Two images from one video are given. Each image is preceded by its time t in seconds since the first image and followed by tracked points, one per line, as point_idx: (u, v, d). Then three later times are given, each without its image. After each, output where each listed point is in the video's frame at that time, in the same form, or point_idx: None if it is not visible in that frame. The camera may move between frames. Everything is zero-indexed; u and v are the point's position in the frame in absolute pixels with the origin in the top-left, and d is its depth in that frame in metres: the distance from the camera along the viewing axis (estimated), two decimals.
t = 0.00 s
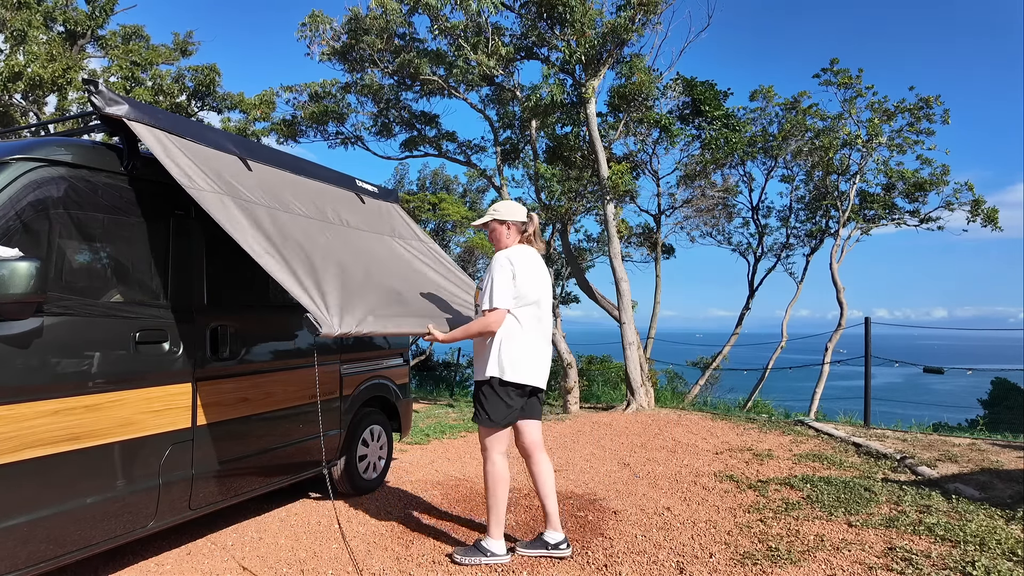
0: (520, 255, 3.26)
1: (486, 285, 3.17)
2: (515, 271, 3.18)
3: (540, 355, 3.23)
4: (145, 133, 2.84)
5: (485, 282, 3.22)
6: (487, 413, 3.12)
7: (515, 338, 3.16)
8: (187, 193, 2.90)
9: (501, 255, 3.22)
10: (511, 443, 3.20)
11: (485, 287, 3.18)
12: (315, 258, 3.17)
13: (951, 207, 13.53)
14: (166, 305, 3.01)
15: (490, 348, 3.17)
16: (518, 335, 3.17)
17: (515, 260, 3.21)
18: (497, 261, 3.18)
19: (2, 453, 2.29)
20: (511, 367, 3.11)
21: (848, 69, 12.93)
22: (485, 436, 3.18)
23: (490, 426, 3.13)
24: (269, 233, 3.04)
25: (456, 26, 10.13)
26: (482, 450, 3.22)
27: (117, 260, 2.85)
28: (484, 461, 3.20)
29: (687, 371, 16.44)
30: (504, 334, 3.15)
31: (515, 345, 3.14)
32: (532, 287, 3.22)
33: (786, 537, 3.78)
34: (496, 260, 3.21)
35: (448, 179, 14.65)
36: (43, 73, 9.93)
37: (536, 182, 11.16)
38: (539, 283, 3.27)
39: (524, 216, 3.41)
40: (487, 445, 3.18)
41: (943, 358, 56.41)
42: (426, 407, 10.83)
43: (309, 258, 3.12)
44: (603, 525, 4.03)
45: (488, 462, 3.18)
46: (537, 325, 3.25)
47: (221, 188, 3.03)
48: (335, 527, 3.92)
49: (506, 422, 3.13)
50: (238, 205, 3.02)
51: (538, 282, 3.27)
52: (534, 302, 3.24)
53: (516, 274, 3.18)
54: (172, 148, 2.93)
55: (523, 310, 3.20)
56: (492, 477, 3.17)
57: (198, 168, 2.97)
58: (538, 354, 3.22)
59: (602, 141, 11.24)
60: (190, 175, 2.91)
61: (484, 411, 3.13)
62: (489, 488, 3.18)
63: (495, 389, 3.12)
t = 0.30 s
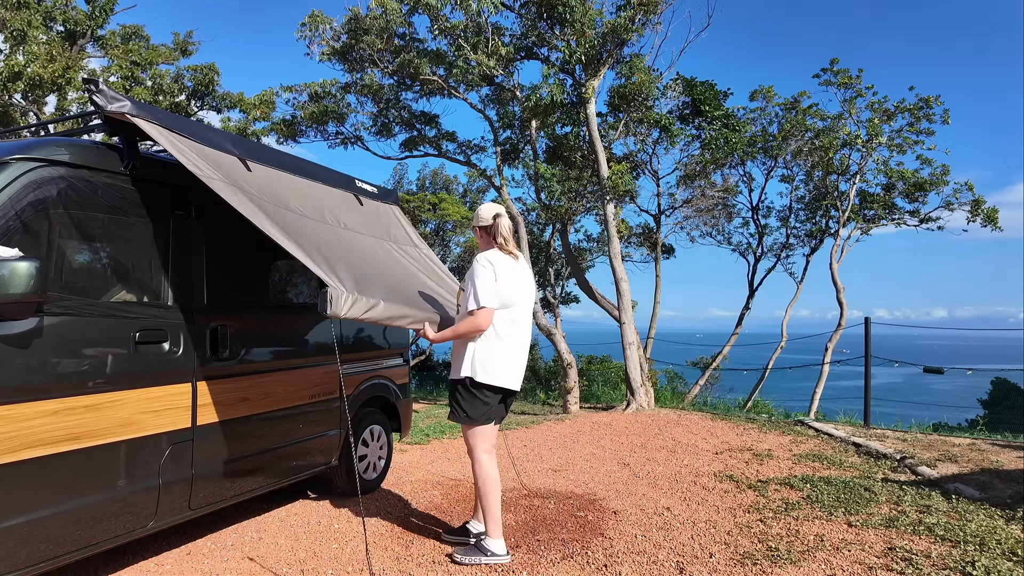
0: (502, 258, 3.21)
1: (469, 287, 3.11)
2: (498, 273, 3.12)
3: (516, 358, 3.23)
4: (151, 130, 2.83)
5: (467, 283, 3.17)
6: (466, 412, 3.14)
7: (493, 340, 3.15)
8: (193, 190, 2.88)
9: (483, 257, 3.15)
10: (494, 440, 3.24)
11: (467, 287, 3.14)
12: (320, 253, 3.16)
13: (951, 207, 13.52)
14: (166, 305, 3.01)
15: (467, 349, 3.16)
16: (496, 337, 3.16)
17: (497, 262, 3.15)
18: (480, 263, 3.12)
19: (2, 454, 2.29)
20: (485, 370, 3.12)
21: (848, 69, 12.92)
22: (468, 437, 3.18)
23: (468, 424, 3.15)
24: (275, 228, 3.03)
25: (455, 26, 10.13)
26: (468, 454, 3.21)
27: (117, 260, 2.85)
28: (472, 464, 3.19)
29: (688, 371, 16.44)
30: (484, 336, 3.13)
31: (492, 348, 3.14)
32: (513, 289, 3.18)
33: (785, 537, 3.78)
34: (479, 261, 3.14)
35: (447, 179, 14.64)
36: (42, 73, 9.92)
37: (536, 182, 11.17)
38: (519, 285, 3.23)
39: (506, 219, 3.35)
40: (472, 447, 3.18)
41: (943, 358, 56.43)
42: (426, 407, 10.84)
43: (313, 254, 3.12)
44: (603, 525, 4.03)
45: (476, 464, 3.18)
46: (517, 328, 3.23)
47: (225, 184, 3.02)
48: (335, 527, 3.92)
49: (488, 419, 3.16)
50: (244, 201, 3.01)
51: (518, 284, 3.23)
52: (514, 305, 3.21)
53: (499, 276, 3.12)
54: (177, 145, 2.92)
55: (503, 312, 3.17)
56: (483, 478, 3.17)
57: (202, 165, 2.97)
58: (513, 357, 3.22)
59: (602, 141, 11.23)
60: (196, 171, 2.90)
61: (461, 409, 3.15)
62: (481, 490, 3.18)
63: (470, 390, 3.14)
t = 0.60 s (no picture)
0: (502, 253, 3.24)
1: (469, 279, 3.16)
2: (497, 266, 3.16)
3: (513, 354, 3.22)
4: (139, 135, 2.84)
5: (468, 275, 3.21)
6: (466, 412, 3.13)
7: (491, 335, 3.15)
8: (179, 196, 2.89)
9: (483, 251, 3.20)
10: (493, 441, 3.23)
11: (468, 279, 3.18)
12: (310, 256, 3.15)
13: (951, 207, 13.51)
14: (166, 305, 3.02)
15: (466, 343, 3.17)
16: (493, 331, 3.16)
17: (497, 256, 3.20)
18: (481, 255, 3.17)
19: (2, 454, 2.29)
20: (484, 363, 3.12)
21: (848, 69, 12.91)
22: (469, 436, 3.17)
23: (470, 424, 3.14)
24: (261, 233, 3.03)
25: (455, 26, 10.13)
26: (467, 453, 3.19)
27: (117, 260, 2.85)
28: (472, 463, 3.18)
29: (687, 371, 16.44)
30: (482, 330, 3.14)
31: (490, 342, 3.15)
32: (512, 284, 3.21)
33: (785, 537, 3.78)
34: (480, 254, 3.19)
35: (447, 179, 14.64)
36: (42, 73, 9.92)
37: (536, 182, 11.17)
38: (518, 282, 3.26)
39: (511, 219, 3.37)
40: (472, 447, 3.17)
41: (943, 358, 56.46)
42: (426, 407, 10.84)
43: (302, 256, 3.10)
44: (603, 524, 4.03)
45: (475, 462, 3.17)
46: (515, 323, 3.25)
47: (214, 189, 3.02)
48: (335, 527, 3.92)
49: (489, 418, 3.16)
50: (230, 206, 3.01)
51: (517, 281, 3.25)
52: (512, 301, 3.22)
53: (498, 269, 3.16)
54: (167, 150, 2.94)
55: (502, 306, 3.19)
56: (483, 477, 3.17)
57: (191, 170, 2.97)
58: (511, 352, 3.22)
59: (602, 141, 11.23)
60: (183, 177, 2.91)
61: (461, 409, 3.14)
62: (482, 488, 3.17)
63: (469, 387, 3.13)
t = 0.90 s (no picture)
0: (513, 260, 3.26)
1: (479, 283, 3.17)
2: (507, 272, 3.18)
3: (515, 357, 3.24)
4: (146, 132, 2.84)
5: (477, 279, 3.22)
6: (471, 408, 3.14)
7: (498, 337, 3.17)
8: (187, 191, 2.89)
9: (496, 257, 3.21)
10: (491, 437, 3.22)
11: (479, 283, 3.19)
12: (317, 252, 3.16)
13: (951, 207, 13.51)
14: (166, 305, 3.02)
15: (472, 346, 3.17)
16: (497, 335, 3.18)
17: (508, 263, 3.22)
18: (492, 262, 3.18)
19: (2, 453, 2.29)
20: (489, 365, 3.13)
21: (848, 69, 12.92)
22: (470, 431, 3.16)
23: (474, 420, 3.14)
24: (270, 229, 3.03)
25: (455, 26, 10.12)
26: (467, 449, 3.18)
27: (117, 260, 2.85)
28: (472, 459, 3.17)
29: (688, 371, 16.44)
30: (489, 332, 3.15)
31: (495, 346, 3.16)
32: (519, 290, 3.24)
33: (785, 537, 3.78)
34: (492, 261, 3.20)
35: (447, 179, 14.65)
36: (42, 73, 9.92)
37: (537, 182, 11.17)
38: (525, 288, 3.29)
39: (519, 227, 3.41)
40: (473, 443, 3.16)
41: (943, 358, 56.47)
42: (426, 407, 10.85)
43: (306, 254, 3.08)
44: (603, 524, 4.03)
45: (475, 458, 3.16)
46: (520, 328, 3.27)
47: (221, 185, 3.02)
48: (335, 527, 3.92)
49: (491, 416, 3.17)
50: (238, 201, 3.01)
51: (524, 286, 3.28)
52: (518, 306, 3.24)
53: (508, 276, 3.18)
54: (173, 147, 2.93)
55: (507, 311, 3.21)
56: (483, 474, 3.16)
57: (197, 166, 2.97)
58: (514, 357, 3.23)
59: (602, 141, 11.22)
60: (191, 173, 2.91)
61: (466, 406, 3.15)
62: (481, 484, 3.16)
63: (473, 386, 3.14)
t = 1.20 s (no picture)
0: (507, 262, 3.25)
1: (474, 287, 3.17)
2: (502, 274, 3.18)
3: (513, 360, 3.24)
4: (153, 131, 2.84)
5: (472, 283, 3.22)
6: (466, 412, 3.13)
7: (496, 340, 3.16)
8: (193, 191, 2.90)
9: (492, 259, 3.21)
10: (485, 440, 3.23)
11: (473, 286, 3.17)
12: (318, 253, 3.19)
13: (951, 207, 13.51)
14: (166, 304, 3.01)
15: (469, 349, 3.14)
16: (495, 338, 3.16)
17: (504, 264, 3.22)
18: (487, 265, 3.17)
19: (2, 453, 2.29)
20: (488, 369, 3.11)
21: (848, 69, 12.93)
22: (464, 436, 3.17)
23: (468, 424, 3.14)
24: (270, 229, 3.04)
25: (455, 26, 10.11)
26: (461, 453, 3.19)
27: (117, 260, 2.85)
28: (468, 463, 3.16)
29: (687, 371, 16.44)
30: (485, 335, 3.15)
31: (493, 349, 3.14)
32: (517, 292, 3.24)
33: (785, 537, 3.78)
34: (487, 264, 3.18)
35: (447, 180, 14.65)
36: (42, 73, 9.91)
37: (536, 182, 11.17)
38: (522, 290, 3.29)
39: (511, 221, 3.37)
40: (467, 446, 3.17)
41: (943, 358, 56.50)
42: (426, 407, 10.86)
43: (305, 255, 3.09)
44: (603, 524, 4.03)
45: (470, 462, 3.17)
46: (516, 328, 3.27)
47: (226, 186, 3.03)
48: (335, 527, 3.93)
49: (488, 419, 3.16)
50: (243, 202, 3.03)
51: (521, 288, 3.28)
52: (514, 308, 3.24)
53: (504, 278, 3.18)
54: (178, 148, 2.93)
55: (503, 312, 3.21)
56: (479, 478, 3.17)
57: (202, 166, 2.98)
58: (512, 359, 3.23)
59: (602, 141, 11.21)
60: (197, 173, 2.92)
61: (462, 409, 3.14)
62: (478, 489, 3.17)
63: (472, 390, 3.12)
